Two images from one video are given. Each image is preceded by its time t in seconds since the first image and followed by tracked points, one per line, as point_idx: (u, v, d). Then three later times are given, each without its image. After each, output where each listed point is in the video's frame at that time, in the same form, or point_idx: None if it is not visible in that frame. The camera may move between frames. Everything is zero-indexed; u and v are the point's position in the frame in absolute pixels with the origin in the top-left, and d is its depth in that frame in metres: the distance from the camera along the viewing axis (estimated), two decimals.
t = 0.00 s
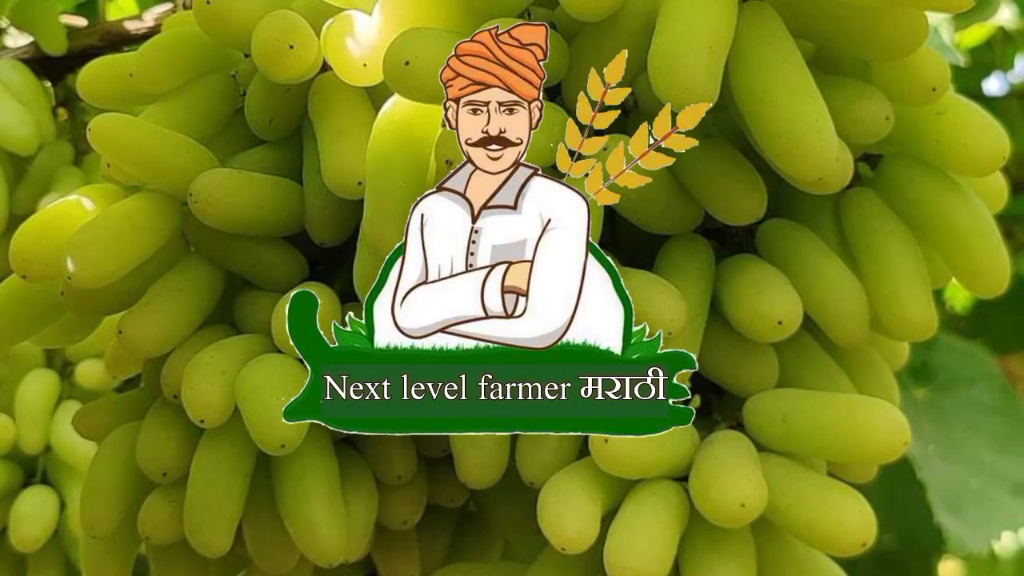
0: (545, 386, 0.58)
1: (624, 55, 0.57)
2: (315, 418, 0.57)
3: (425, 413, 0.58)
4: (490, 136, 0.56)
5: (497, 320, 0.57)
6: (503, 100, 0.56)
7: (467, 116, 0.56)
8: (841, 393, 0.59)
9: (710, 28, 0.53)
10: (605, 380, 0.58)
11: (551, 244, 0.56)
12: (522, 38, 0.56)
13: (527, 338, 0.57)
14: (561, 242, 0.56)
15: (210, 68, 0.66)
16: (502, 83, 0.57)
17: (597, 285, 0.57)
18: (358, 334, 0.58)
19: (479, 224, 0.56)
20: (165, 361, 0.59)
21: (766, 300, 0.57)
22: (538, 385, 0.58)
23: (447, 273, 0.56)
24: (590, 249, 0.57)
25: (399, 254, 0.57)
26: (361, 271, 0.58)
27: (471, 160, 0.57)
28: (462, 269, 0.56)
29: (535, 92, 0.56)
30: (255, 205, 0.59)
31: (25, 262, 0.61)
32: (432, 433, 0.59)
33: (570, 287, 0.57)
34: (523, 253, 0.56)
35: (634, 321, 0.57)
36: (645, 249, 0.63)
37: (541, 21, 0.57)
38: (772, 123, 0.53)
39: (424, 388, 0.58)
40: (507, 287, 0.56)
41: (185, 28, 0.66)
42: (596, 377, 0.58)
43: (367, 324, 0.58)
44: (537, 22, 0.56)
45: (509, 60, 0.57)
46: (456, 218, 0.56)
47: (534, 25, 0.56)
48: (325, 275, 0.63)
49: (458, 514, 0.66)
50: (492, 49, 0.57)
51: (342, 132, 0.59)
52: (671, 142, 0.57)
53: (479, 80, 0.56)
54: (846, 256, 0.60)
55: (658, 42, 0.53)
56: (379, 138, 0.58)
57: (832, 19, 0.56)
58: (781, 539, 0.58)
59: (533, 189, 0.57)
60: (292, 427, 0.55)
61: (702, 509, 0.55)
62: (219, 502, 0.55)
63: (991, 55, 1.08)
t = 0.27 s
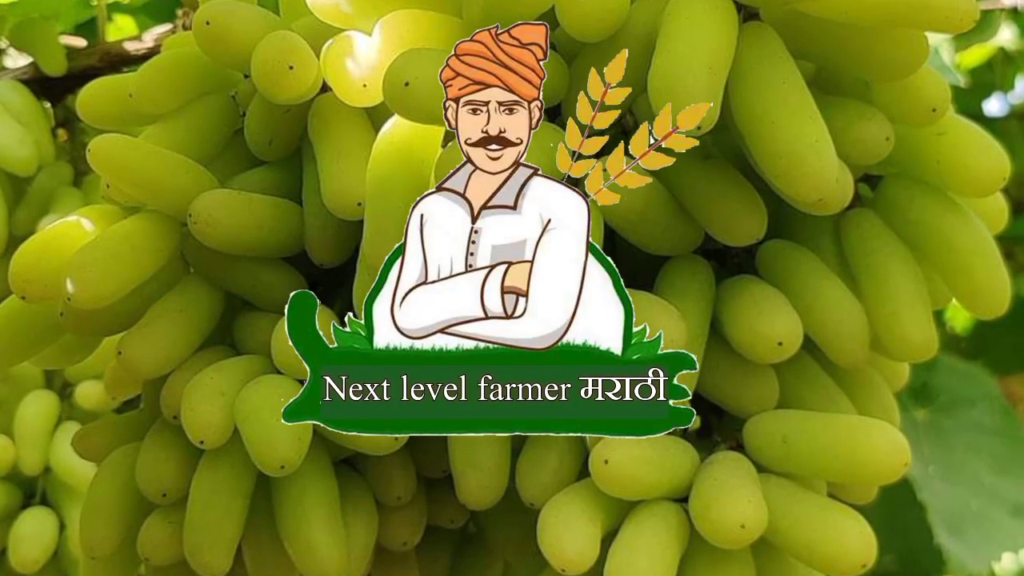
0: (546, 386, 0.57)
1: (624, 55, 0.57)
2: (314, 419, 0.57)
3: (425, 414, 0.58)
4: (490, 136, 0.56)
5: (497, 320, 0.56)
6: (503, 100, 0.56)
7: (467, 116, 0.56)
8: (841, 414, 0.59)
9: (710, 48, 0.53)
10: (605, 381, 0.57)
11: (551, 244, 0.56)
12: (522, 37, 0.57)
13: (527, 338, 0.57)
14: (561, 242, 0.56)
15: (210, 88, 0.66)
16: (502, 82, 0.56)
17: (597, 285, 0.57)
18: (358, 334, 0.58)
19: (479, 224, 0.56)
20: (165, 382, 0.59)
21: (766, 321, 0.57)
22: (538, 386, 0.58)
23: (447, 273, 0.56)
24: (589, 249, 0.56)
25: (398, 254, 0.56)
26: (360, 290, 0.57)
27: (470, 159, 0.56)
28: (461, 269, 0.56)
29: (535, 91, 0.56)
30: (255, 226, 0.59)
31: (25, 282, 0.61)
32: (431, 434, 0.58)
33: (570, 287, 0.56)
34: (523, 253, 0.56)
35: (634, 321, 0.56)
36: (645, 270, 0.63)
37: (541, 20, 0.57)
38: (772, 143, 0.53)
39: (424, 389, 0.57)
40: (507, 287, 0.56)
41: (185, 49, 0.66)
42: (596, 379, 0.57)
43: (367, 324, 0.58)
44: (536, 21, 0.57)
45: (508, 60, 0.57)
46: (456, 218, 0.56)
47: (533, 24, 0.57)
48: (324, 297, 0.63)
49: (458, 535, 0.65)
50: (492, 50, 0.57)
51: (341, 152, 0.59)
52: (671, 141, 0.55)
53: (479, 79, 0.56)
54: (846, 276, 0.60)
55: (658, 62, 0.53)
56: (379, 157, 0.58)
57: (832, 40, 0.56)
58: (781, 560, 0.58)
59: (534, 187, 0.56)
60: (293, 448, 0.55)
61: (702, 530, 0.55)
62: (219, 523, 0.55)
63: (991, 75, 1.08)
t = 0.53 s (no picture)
0: (546, 388, 0.57)
1: (625, 55, 0.57)
2: (313, 420, 0.57)
3: (425, 414, 0.57)
4: (490, 136, 0.57)
5: (496, 321, 0.56)
6: (503, 99, 0.57)
7: (467, 116, 0.56)
8: (841, 435, 0.59)
9: (711, 69, 0.53)
10: (606, 382, 0.57)
11: (551, 244, 0.56)
12: (522, 37, 0.57)
13: (528, 338, 0.56)
14: (561, 242, 0.56)
15: (210, 108, 0.66)
16: (502, 83, 0.57)
17: (597, 285, 0.57)
18: (357, 334, 0.57)
19: (479, 224, 0.56)
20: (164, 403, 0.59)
21: (766, 342, 0.57)
22: (538, 387, 0.57)
23: (447, 273, 0.56)
24: (589, 249, 0.57)
25: (398, 254, 0.57)
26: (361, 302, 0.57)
27: (471, 160, 0.57)
28: (461, 269, 0.56)
29: (535, 91, 0.57)
30: (254, 247, 0.59)
31: (24, 303, 0.60)
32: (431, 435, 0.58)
33: (570, 287, 0.56)
34: (523, 253, 0.56)
35: (634, 322, 0.57)
36: (646, 290, 0.63)
37: (541, 20, 0.57)
38: (772, 164, 0.54)
39: (424, 389, 0.57)
40: (507, 287, 0.56)
41: (185, 70, 0.66)
42: (596, 380, 0.57)
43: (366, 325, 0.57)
44: (536, 21, 0.56)
45: (508, 60, 0.57)
46: (456, 218, 0.56)
47: (533, 24, 0.56)
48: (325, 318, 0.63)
49: (457, 556, 0.65)
50: (492, 49, 0.57)
51: (341, 174, 0.59)
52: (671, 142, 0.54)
53: (479, 79, 0.56)
54: (846, 297, 0.60)
55: (658, 83, 0.53)
56: (379, 177, 0.58)
57: (833, 61, 0.57)
58: None
59: (534, 187, 0.56)
60: (292, 469, 0.54)
61: (702, 551, 0.55)
62: (218, 544, 0.55)
63: (991, 95, 1.08)
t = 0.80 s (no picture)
0: (545, 387, 0.58)
1: (625, 54, 0.57)
2: (314, 421, 0.57)
3: (425, 414, 0.58)
4: (490, 136, 0.57)
5: (496, 321, 0.57)
6: (503, 99, 0.57)
7: (467, 116, 0.56)
8: (842, 456, 0.59)
9: (711, 90, 0.53)
10: (605, 382, 0.58)
11: (551, 244, 0.57)
12: (522, 36, 0.57)
13: (527, 339, 0.57)
14: (561, 242, 0.57)
15: (210, 129, 0.66)
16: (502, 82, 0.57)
17: (597, 286, 0.57)
18: (356, 335, 0.58)
19: (479, 224, 0.57)
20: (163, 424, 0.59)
21: (767, 363, 0.57)
22: (537, 387, 0.58)
23: (447, 273, 0.56)
24: (589, 249, 0.57)
25: (397, 255, 0.57)
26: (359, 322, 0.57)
27: (470, 160, 0.57)
28: (461, 270, 0.56)
29: (535, 91, 0.57)
30: (254, 268, 0.59)
31: (23, 324, 0.60)
32: (431, 436, 0.59)
33: (570, 287, 0.57)
34: (523, 253, 0.56)
35: (633, 323, 0.59)
36: (646, 311, 0.63)
37: (540, 19, 0.57)
38: (772, 185, 0.54)
39: (424, 390, 0.58)
40: (506, 288, 0.56)
41: (185, 91, 0.66)
42: (596, 380, 0.58)
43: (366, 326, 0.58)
44: (536, 20, 0.57)
45: (508, 59, 0.57)
46: (456, 219, 0.57)
47: (533, 23, 0.57)
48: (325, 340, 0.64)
49: None
50: (492, 49, 0.57)
51: (339, 196, 0.58)
52: (672, 142, 0.53)
53: (479, 78, 0.57)
54: (847, 318, 0.60)
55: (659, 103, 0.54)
56: (379, 199, 0.58)
57: (833, 82, 0.57)
58: None
59: (534, 187, 0.57)
60: (292, 490, 0.54)
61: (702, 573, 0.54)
62: (218, 566, 0.54)
63: (992, 116, 1.09)
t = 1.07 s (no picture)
0: (545, 388, 0.57)
1: (625, 55, 0.57)
2: (313, 422, 0.57)
3: (425, 415, 0.58)
4: (489, 136, 0.57)
5: (496, 321, 0.56)
6: (502, 99, 0.57)
7: (467, 116, 0.57)
8: (842, 477, 0.58)
9: (712, 111, 0.54)
10: (606, 383, 0.58)
11: (551, 244, 0.56)
12: (522, 36, 0.57)
13: (528, 339, 0.56)
14: (561, 242, 0.56)
15: (210, 149, 0.66)
16: (502, 82, 0.57)
17: (598, 286, 0.57)
18: (355, 335, 0.57)
19: (479, 224, 0.56)
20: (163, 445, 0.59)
21: (767, 384, 0.57)
22: (537, 389, 0.57)
23: (446, 273, 0.56)
24: (589, 249, 0.56)
25: (397, 255, 0.57)
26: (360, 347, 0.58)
27: (470, 159, 0.57)
28: (461, 270, 0.56)
29: (535, 90, 0.57)
30: (254, 289, 0.59)
31: (23, 345, 0.60)
32: (433, 437, 0.59)
33: (570, 287, 0.56)
34: (523, 254, 0.56)
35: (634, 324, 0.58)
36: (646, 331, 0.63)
37: (541, 19, 0.57)
38: (773, 206, 0.54)
39: (423, 390, 0.57)
40: (506, 288, 0.56)
41: (185, 112, 0.66)
42: (596, 381, 0.57)
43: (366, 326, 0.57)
44: (536, 20, 0.57)
45: (508, 58, 0.57)
46: (456, 219, 0.56)
47: (533, 23, 0.57)
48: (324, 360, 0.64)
49: None
50: (492, 49, 0.57)
51: (339, 216, 0.58)
52: (672, 142, 0.53)
53: (478, 78, 0.57)
54: (847, 339, 0.60)
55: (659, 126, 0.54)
56: (379, 219, 0.57)
57: (833, 103, 0.57)
58: None
59: (533, 188, 0.57)
60: (292, 510, 0.54)
61: None
62: None
63: (993, 137, 1.09)
